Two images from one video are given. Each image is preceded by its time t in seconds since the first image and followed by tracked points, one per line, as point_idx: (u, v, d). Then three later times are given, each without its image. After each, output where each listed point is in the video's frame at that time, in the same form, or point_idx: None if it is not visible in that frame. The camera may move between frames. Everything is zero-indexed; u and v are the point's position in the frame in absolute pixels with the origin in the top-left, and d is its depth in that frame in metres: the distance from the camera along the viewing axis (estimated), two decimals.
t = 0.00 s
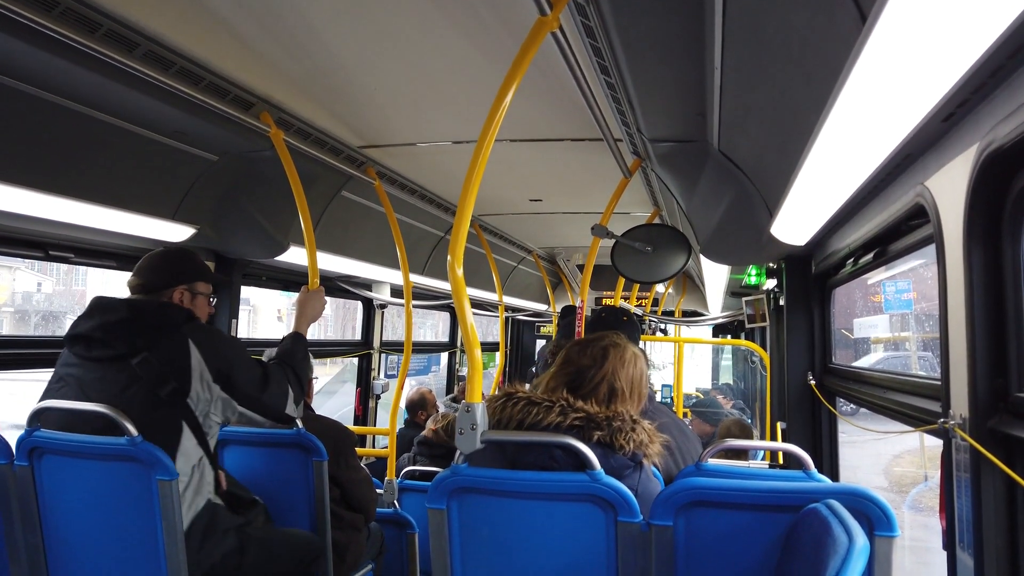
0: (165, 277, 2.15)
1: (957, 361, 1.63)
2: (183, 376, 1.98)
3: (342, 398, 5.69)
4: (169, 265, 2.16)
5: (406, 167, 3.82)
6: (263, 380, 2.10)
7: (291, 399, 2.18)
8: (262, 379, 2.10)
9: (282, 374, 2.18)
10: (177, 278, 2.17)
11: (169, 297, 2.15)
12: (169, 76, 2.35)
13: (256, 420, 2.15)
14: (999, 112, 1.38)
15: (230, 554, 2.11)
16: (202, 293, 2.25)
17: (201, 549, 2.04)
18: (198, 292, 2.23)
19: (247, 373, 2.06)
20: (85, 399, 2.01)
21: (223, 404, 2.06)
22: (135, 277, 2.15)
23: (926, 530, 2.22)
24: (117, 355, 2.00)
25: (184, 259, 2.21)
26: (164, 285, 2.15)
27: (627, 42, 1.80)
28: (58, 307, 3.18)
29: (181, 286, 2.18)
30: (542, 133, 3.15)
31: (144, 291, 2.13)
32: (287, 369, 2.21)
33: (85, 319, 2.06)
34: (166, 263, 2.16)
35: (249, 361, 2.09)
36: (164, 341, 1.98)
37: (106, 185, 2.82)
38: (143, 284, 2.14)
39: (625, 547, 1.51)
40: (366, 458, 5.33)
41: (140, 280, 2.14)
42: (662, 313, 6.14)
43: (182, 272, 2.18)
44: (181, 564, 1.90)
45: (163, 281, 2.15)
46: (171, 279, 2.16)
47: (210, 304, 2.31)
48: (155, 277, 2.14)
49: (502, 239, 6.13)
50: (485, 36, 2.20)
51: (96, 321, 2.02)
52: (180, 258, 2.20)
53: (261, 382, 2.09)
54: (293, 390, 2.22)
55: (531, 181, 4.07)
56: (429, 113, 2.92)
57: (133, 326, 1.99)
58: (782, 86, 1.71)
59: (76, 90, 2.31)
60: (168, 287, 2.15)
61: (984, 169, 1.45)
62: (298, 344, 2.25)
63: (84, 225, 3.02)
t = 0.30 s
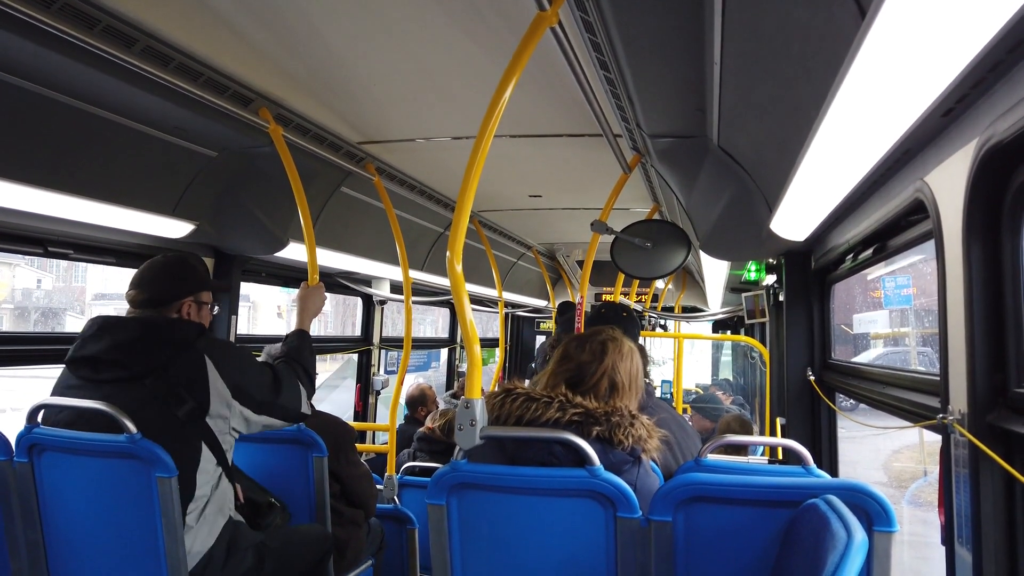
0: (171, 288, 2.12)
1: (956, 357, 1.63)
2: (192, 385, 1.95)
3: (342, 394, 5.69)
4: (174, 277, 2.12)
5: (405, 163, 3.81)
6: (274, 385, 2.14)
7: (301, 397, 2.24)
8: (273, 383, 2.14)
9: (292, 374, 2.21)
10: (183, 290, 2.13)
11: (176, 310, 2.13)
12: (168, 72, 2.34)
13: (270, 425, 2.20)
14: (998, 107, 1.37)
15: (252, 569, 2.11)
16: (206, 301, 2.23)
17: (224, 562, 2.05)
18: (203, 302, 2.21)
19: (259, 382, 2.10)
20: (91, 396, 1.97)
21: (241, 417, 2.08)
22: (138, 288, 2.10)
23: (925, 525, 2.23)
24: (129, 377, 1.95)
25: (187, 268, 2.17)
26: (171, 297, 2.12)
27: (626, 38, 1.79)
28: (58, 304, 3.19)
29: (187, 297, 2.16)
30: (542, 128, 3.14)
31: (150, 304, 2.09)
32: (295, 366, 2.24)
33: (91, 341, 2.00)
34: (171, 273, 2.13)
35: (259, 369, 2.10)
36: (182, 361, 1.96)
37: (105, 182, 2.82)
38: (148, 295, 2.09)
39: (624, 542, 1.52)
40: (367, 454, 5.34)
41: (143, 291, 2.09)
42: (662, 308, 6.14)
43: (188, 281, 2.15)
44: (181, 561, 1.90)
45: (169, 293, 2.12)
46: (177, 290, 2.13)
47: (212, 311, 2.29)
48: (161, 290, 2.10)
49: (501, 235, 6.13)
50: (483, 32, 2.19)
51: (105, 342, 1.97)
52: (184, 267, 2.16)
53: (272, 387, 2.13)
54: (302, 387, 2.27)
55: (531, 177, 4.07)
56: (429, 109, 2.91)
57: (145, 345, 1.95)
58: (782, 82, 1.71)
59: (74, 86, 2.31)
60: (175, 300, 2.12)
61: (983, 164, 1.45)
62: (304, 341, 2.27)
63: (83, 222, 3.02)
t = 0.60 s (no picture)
0: (164, 297, 2.11)
1: (956, 354, 1.64)
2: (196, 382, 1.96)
3: (343, 391, 5.70)
4: (167, 285, 2.11)
5: (405, 161, 3.81)
6: (273, 396, 2.09)
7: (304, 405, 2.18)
8: (272, 395, 2.09)
9: (292, 380, 2.15)
10: (176, 298, 2.13)
11: (171, 318, 2.13)
12: (168, 69, 2.34)
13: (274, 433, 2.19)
14: (999, 104, 1.37)
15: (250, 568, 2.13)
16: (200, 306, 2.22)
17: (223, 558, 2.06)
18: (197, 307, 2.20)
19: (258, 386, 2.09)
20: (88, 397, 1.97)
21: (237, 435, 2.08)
22: (130, 295, 2.09)
23: (925, 522, 2.23)
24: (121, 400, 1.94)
25: (180, 273, 2.15)
26: (164, 305, 2.11)
27: (627, 35, 1.79)
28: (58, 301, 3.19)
29: (181, 304, 2.15)
30: (542, 125, 3.14)
31: (143, 312, 2.09)
32: (298, 369, 2.19)
33: (84, 361, 2.00)
34: (165, 281, 2.12)
35: (259, 377, 2.07)
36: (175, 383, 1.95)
37: (105, 179, 2.82)
38: (142, 303, 2.09)
39: (625, 539, 1.52)
40: (367, 451, 5.35)
41: (136, 300, 2.09)
42: (662, 305, 6.14)
43: (184, 289, 2.14)
44: (181, 558, 1.90)
45: (162, 302, 2.11)
46: (171, 298, 2.12)
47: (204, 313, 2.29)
48: (154, 298, 2.09)
49: (502, 231, 6.12)
50: (484, 28, 2.19)
51: (100, 364, 1.97)
52: (176, 273, 2.14)
53: (271, 399, 2.09)
54: (306, 392, 2.21)
55: (532, 174, 4.06)
56: (429, 106, 2.91)
57: (138, 367, 1.95)
58: (783, 79, 1.70)
59: (74, 82, 2.31)
60: (169, 309, 2.11)
61: (984, 162, 1.45)
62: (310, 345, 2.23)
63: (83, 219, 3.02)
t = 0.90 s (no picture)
0: (155, 294, 2.11)
1: (957, 352, 1.63)
2: (197, 380, 1.97)
3: (343, 388, 5.70)
4: (158, 281, 2.11)
5: (405, 158, 3.80)
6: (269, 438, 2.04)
7: (296, 460, 2.09)
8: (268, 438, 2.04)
9: (290, 434, 2.09)
10: (169, 294, 2.13)
11: (165, 315, 2.13)
12: (167, 66, 2.33)
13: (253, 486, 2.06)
14: (999, 101, 1.37)
15: (251, 567, 2.12)
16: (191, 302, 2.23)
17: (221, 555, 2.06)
18: (189, 303, 2.22)
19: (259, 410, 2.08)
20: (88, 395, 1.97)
21: (216, 463, 1.98)
22: (120, 293, 2.08)
23: (924, 519, 2.23)
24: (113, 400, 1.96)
25: (169, 270, 2.16)
26: (157, 302, 2.11)
27: (627, 31, 1.78)
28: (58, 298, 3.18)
29: (174, 300, 2.15)
30: (542, 122, 3.13)
31: (135, 310, 2.08)
32: (298, 424, 2.12)
33: (75, 361, 2.01)
34: (156, 279, 2.12)
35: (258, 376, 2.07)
36: (166, 384, 1.95)
37: (104, 176, 2.81)
38: (135, 303, 2.08)
39: (624, 536, 1.52)
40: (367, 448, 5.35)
41: (128, 299, 2.08)
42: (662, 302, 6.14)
43: (174, 286, 2.15)
44: (181, 556, 1.90)
45: (155, 299, 2.11)
46: (163, 295, 2.12)
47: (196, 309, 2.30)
48: (146, 295, 2.09)
49: (501, 229, 6.12)
50: (484, 26, 2.18)
51: (91, 364, 1.98)
52: (167, 270, 2.15)
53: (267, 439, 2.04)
54: (303, 450, 2.13)
55: (531, 171, 4.06)
56: (429, 103, 2.90)
57: (130, 368, 1.96)
58: (783, 77, 1.70)
59: (73, 79, 2.30)
60: (161, 305, 2.12)
61: (985, 159, 1.45)
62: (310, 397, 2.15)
63: (83, 216, 3.01)
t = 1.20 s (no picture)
0: (156, 291, 2.11)
1: (957, 348, 1.63)
2: (193, 376, 1.96)
3: (343, 384, 5.70)
4: (160, 280, 2.11)
5: (405, 154, 3.80)
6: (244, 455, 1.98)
7: (242, 498, 1.95)
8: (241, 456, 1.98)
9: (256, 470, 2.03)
10: (171, 293, 2.13)
11: (165, 312, 2.14)
12: (167, 62, 2.33)
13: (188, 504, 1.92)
14: (1000, 97, 1.37)
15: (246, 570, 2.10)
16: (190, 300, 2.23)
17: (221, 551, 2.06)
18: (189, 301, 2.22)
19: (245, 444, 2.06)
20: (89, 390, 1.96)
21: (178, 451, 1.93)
22: (122, 290, 2.08)
23: (923, 514, 2.24)
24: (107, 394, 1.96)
25: (171, 268, 2.15)
26: (158, 300, 2.11)
27: (627, 27, 1.78)
28: (59, 295, 3.18)
29: (174, 298, 2.15)
30: (542, 118, 3.13)
31: (136, 307, 2.08)
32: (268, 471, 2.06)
33: (71, 352, 2.02)
34: (156, 277, 2.11)
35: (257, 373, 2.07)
36: (157, 381, 1.95)
37: (104, 172, 2.81)
38: (135, 300, 2.08)
39: (625, 531, 1.52)
40: (367, 444, 5.36)
41: (129, 297, 2.08)
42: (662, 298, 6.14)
43: (176, 284, 2.14)
44: (182, 551, 1.91)
45: (156, 296, 2.11)
46: (165, 293, 2.12)
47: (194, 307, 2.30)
48: (147, 292, 2.09)
49: (501, 225, 6.11)
50: (484, 21, 2.18)
51: (86, 356, 1.99)
52: (168, 268, 2.14)
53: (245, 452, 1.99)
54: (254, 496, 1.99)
55: (531, 167, 4.05)
56: (429, 99, 2.90)
57: (123, 363, 1.96)
58: (783, 73, 1.69)
59: (73, 75, 2.29)
60: (162, 303, 2.12)
61: (986, 155, 1.45)
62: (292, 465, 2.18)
63: (83, 213, 3.01)
